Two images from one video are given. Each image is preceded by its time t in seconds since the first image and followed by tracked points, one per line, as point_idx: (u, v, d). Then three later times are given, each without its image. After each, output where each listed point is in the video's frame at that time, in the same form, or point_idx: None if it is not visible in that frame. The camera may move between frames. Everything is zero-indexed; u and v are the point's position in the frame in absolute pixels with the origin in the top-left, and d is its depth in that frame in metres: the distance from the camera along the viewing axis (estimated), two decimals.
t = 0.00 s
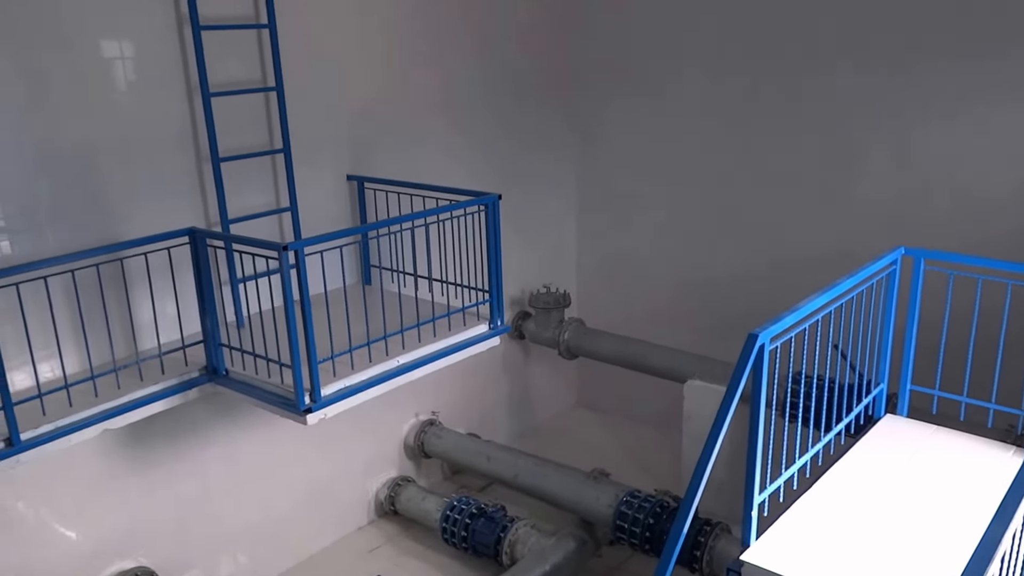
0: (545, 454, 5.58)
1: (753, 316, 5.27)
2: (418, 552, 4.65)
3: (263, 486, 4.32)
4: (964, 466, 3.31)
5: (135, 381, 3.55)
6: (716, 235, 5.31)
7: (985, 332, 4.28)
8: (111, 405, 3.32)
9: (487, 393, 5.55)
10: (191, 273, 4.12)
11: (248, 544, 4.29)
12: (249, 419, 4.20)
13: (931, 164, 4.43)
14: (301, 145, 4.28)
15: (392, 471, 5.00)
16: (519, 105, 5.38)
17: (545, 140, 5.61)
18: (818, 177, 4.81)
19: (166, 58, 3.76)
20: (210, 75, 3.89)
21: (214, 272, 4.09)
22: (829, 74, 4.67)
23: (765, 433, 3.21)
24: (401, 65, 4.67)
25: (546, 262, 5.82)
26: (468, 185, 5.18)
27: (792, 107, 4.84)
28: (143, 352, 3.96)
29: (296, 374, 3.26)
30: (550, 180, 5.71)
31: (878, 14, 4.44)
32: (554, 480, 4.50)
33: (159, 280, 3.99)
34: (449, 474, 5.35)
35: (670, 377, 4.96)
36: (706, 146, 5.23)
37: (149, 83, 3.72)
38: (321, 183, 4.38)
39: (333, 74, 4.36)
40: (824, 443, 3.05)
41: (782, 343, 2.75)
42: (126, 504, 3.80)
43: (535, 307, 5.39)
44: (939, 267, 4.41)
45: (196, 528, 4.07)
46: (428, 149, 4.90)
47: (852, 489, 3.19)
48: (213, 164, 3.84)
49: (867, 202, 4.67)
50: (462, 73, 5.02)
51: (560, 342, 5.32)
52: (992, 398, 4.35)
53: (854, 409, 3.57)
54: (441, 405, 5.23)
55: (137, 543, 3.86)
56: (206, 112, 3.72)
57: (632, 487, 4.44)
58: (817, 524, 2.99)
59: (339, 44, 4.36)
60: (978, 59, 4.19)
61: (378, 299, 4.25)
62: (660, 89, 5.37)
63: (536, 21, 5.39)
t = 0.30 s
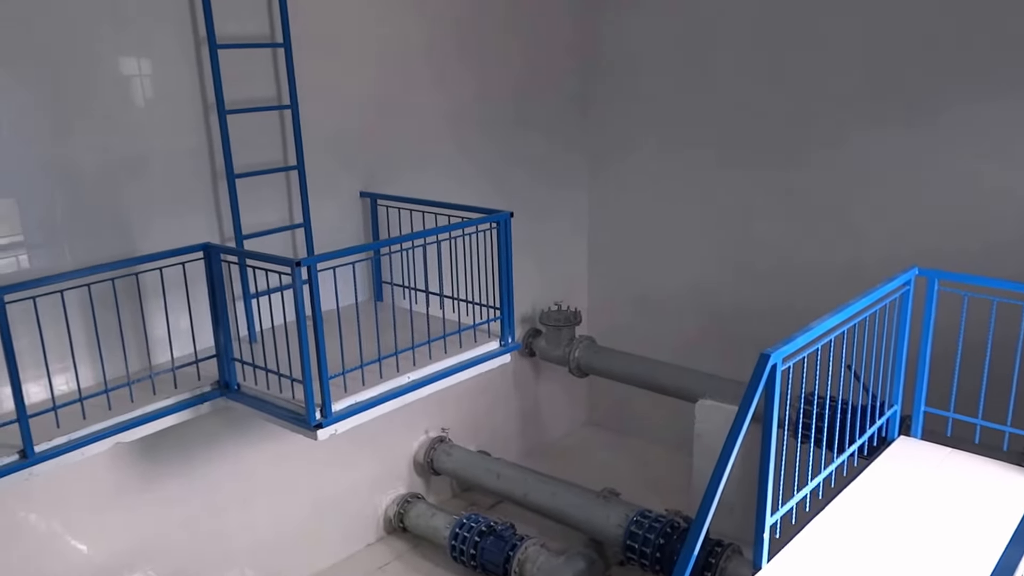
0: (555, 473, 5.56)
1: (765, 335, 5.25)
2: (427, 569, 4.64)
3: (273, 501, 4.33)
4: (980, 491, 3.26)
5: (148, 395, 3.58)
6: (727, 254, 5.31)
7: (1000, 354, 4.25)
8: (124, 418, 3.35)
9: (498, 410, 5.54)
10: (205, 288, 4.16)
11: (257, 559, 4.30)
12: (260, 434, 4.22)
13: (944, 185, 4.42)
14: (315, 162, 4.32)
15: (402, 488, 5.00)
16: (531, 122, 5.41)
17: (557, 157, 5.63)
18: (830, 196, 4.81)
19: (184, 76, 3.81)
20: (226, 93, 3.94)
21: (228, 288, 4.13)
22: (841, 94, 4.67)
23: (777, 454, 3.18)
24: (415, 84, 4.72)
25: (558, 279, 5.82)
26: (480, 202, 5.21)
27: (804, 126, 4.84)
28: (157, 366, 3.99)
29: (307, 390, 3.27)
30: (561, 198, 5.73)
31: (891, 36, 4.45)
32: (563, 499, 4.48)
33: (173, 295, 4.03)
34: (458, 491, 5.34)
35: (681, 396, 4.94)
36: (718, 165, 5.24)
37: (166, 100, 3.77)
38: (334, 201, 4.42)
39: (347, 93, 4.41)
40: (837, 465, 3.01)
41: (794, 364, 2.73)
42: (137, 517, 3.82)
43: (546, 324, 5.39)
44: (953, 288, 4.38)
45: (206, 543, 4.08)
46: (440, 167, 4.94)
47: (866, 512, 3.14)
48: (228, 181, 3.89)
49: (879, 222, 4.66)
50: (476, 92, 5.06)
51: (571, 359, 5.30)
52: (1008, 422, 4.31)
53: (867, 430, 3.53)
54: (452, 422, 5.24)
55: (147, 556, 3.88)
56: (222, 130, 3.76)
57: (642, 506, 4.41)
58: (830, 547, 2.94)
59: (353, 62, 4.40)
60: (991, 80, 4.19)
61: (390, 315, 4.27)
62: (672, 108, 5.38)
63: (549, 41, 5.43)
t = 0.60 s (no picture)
0: (566, 493, 5.54)
1: (777, 357, 5.23)
2: None
3: (282, 520, 4.33)
4: (997, 518, 3.21)
5: (160, 412, 3.60)
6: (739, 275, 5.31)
7: (1015, 379, 4.21)
8: (136, 435, 3.37)
9: (508, 430, 5.53)
10: (218, 305, 4.19)
11: None
12: (271, 453, 4.23)
13: (957, 208, 4.41)
14: (328, 182, 4.37)
15: (411, 507, 4.99)
16: (543, 142, 5.44)
17: (568, 177, 5.65)
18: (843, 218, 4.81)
19: (200, 96, 3.87)
20: (242, 113, 3.99)
21: (241, 305, 4.16)
22: (854, 116, 4.68)
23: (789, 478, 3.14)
24: (429, 105, 4.77)
25: (569, 299, 5.83)
26: (492, 223, 5.23)
27: (816, 148, 4.85)
28: (169, 383, 4.02)
29: (318, 408, 3.28)
30: (573, 217, 5.74)
31: (905, 59, 4.45)
32: (573, 520, 4.46)
33: (187, 312, 4.06)
34: (468, 510, 5.32)
35: (692, 418, 4.92)
36: (730, 186, 5.25)
37: (183, 120, 3.83)
38: (347, 221, 4.46)
39: (362, 115, 4.46)
40: (850, 490, 2.98)
41: (807, 387, 2.70)
42: (148, 534, 3.83)
43: (557, 344, 5.39)
44: (967, 312, 4.36)
45: (215, 561, 4.08)
46: (452, 188, 4.97)
47: (880, 537, 3.10)
48: (242, 200, 3.93)
49: (893, 245, 4.65)
50: (489, 113, 5.10)
51: (581, 380, 5.30)
52: None
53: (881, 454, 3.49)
54: (462, 441, 5.23)
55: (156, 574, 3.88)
56: (237, 150, 3.81)
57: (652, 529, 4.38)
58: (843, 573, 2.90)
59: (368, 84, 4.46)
60: (1004, 104, 4.19)
61: (401, 334, 4.28)
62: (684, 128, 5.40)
63: (562, 63, 5.47)
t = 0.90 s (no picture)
0: (575, 515, 5.51)
1: (789, 380, 5.22)
2: None
3: (291, 539, 4.33)
4: (1014, 545, 3.16)
5: (171, 429, 3.62)
6: (750, 297, 5.31)
7: None
8: (148, 451, 3.38)
9: (518, 451, 5.52)
10: (230, 323, 4.22)
11: None
12: (281, 471, 4.24)
13: (969, 233, 4.42)
14: (341, 202, 4.41)
15: (420, 527, 4.98)
16: (554, 162, 5.47)
17: (579, 196, 5.67)
18: (854, 242, 4.82)
19: (216, 116, 3.92)
20: (257, 133, 4.04)
21: (253, 323, 4.19)
22: (865, 139, 4.70)
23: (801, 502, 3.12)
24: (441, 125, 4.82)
25: (579, 319, 5.83)
26: (503, 243, 5.26)
27: (827, 171, 4.87)
28: (181, 400, 4.04)
29: (329, 427, 3.29)
30: (584, 237, 5.76)
31: (915, 82, 4.48)
32: (583, 543, 4.43)
33: (200, 330, 4.09)
34: (477, 531, 5.30)
35: (703, 441, 4.91)
36: (741, 208, 5.27)
37: (199, 139, 3.88)
38: (360, 241, 4.50)
39: (376, 134, 4.51)
40: (863, 515, 2.95)
41: (819, 410, 2.69)
42: (157, 552, 3.84)
43: (567, 365, 5.39)
44: (980, 336, 4.34)
45: None
46: (464, 207, 5.01)
47: (893, 563, 3.06)
48: (256, 219, 3.98)
49: (904, 269, 4.66)
50: (501, 135, 5.15)
51: (592, 401, 5.30)
52: None
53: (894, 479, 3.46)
54: (471, 461, 5.23)
55: None
56: (252, 169, 3.86)
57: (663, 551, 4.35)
58: None
59: (382, 105, 4.51)
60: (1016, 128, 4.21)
61: (411, 353, 4.30)
62: (695, 150, 5.43)
63: (575, 85, 5.52)
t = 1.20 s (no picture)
0: (584, 536, 5.48)
1: (799, 402, 5.20)
2: None
3: (300, 558, 4.33)
4: None
5: (181, 446, 3.63)
6: (761, 318, 5.31)
7: None
8: (158, 468, 3.39)
9: (527, 470, 5.50)
10: (241, 340, 4.24)
11: None
12: (290, 490, 4.24)
13: (981, 254, 4.42)
14: (353, 222, 4.45)
15: (428, 547, 4.97)
16: (565, 182, 5.50)
17: (589, 216, 5.69)
18: (865, 263, 4.82)
19: (230, 135, 3.97)
20: (270, 152, 4.08)
21: (264, 341, 4.21)
22: (874, 161, 4.71)
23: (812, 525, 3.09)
24: (452, 146, 4.86)
25: (589, 339, 5.83)
26: (513, 262, 5.28)
27: (837, 192, 4.88)
28: (191, 418, 4.06)
29: (338, 445, 3.29)
30: (594, 257, 5.78)
31: (924, 103, 4.50)
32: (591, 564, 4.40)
33: (211, 347, 4.11)
34: (485, 552, 5.27)
35: (713, 462, 4.88)
36: (751, 229, 5.28)
37: (213, 158, 3.93)
38: (372, 260, 4.54)
39: (388, 155, 4.55)
40: (875, 539, 2.92)
41: (830, 433, 2.67)
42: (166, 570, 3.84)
43: (577, 385, 5.39)
44: (992, 359, 4.32)
45: None
46: (474, 227, 5.04)
47: None
48: (268, 237, 4.01)
49: (915, 290, 4.66)
50: (512, 154, 5.18)
51: (601, 421, 5.29)
52: None
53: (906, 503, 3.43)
54: (480, 481, 5.22)
55: None
56: (265, 188, 3.90)
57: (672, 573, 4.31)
58: None
59: (394, 126, 4.56)
60: None
61: (421, 372, 4.31)
62: (705, 170, 5.46)
63: (585, 105, 5.56)
